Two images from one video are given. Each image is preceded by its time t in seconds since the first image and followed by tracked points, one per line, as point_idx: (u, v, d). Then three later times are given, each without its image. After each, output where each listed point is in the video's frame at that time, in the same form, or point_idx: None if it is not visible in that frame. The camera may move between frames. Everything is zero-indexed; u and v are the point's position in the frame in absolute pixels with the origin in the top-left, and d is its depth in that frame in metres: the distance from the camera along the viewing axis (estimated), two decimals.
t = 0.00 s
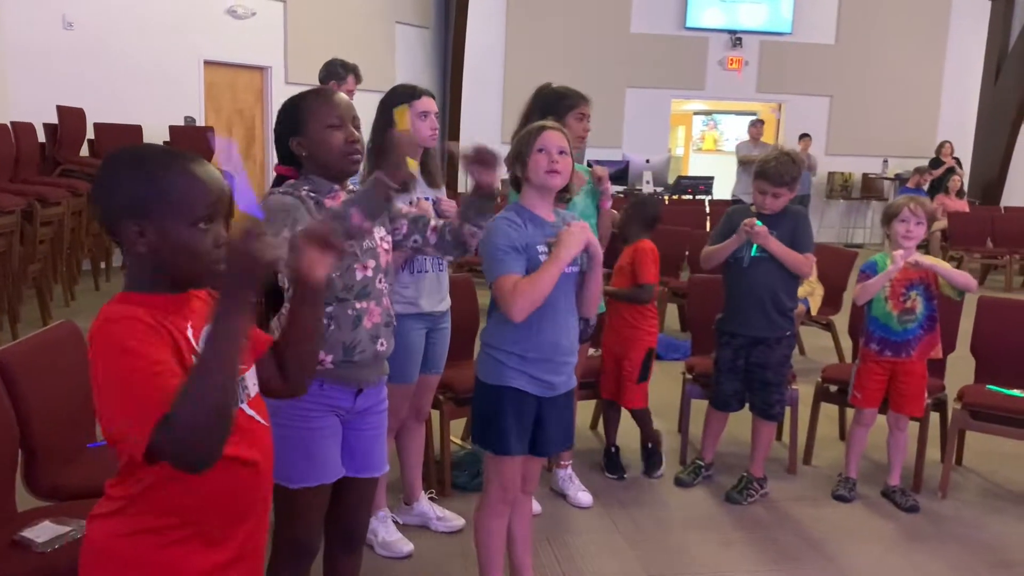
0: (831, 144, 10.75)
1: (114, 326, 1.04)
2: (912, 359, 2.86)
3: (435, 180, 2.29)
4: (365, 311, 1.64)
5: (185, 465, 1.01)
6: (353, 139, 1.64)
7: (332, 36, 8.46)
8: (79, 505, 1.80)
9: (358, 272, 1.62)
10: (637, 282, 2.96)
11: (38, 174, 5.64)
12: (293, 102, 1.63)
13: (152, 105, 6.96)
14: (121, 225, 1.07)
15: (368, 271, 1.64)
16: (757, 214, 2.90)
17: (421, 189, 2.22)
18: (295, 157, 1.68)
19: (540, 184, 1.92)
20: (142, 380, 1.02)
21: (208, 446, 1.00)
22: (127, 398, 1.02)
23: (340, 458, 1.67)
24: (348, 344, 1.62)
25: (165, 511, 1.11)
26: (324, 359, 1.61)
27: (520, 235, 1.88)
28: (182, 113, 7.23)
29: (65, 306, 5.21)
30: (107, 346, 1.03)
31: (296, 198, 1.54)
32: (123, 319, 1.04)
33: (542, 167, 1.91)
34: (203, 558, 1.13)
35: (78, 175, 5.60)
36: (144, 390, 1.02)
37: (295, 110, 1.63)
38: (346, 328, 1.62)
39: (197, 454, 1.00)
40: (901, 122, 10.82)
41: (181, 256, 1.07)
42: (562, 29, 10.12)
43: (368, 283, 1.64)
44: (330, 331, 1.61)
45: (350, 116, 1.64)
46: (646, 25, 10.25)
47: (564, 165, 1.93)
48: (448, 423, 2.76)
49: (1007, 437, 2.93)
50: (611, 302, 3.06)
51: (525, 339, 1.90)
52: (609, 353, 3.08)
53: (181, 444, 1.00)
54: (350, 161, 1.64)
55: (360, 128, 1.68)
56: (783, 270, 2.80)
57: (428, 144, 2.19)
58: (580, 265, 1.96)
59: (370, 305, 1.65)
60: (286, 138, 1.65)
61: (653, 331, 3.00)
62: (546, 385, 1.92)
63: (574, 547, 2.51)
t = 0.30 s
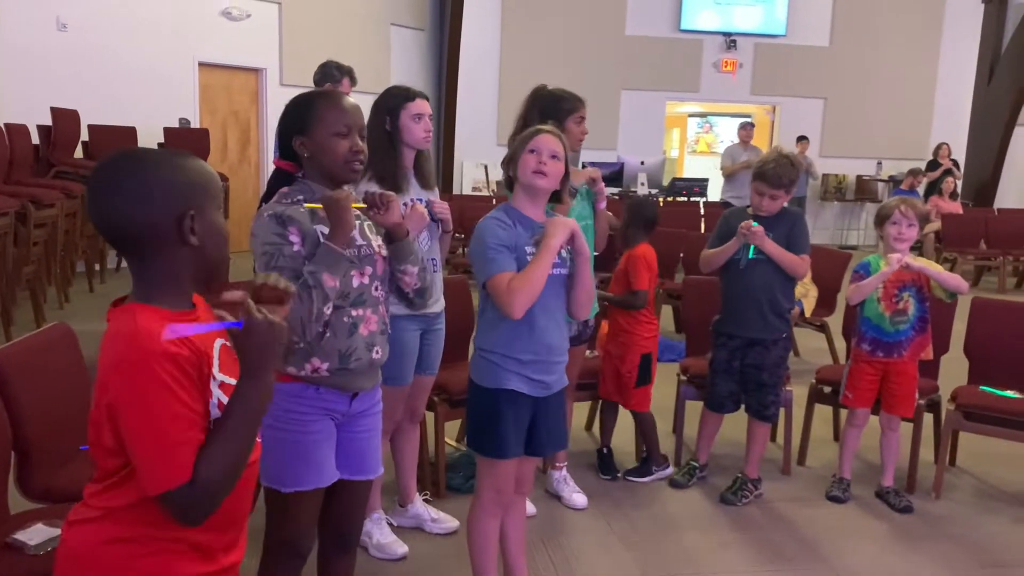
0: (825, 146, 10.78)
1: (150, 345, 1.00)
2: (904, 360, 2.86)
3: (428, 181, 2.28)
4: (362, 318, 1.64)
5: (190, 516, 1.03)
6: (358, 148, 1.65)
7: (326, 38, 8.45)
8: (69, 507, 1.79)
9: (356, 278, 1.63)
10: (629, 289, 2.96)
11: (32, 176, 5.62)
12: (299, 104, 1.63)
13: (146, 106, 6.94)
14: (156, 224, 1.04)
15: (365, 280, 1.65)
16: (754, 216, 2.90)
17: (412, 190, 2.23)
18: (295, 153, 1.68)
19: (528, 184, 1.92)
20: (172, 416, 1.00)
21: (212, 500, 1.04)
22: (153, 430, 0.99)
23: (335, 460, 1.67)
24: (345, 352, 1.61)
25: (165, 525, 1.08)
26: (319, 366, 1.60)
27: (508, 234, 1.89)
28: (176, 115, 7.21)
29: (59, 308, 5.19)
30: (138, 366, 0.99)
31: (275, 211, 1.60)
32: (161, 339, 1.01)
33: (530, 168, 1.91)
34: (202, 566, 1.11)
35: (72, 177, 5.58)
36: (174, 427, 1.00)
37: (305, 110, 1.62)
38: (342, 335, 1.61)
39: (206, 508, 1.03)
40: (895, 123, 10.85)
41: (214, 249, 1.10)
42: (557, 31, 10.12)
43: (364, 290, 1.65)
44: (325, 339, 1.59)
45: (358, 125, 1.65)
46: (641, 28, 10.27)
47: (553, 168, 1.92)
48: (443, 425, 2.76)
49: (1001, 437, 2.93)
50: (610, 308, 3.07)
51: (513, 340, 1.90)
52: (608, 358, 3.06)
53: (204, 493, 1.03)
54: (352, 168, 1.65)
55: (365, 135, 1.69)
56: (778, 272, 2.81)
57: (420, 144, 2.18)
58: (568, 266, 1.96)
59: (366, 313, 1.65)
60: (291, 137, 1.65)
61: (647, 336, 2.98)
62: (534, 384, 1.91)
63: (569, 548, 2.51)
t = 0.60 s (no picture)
0: (818, 150, 10.81)
1: (144, 355, 1.00)
2: (896, 364, 2.87)
3: (421, 187, 2.27)
4: (359, 322, 1.63)
5: (184, 527, 1.02)
6: (356, 155, 1.66)
7: (319, 43, 8.45)
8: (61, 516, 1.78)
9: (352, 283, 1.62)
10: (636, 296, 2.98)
11: (24, 182, 5.60)
12: (297, 110, 1.63)
13: (138, 112, 6.92)
14: (146, 234, 1.05)
15: (362, 283, 1.64)
16: (750, 221, 2.91)
17: (405, 195, 2.22)
18: (292, 158, 1.68)
19: (515, 191, 1.92)
20: (168, 424, 0.99)
21: (209, 510, 1.03)
22: (149, 438, 0.99)
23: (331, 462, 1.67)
24: (342, 355, 1.61)
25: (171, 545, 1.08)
26: (318, 370, 1.59)
27: (489, 243, 1.89)
28: (168, 120, 7.19)
29: (51, 314, 5.17)
30: (132, 375, 0.99)
31: (276, 216, 1.57)
32: (155, 350, 1.01)
33: (517, 175, 1.92)
34: None
35: (65, 183, 5.56)
36: (170, 435, 1.00)
37: (303, 115, 1.62)
38: (341, 339, 1.60)
39: (201, 520, 1.03)
40: (887, 128, 10.90)
41: (207, 259, 1.10)
42: (550, 36, 10.13)
43: (361, 295, 1.63)
44: (324, 343, 1.58)
45: (355, 132, 1.66)
46: (634, 33, 10.30)
47: (540, 176, 1.92)
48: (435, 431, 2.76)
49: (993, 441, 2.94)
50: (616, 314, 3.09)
51: (500, 348, 1.91)
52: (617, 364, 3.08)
53: (203, 502, 1.02)
54: (348, 175, 1.66)
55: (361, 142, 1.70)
56: (773, 276, 2.81)
57: (413, 149, 2.17)
58: (556, 272, 1.96)
59: (364, 317, 1.64)
60: (288, 143, 1.65)
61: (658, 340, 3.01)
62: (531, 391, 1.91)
63: (563, 554, 2.50)
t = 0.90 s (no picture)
0: (805, 154, 10.86)
1: (104, 363, 1.00)
2: (883, 367, 2.88)
3: (408, 192, 2.26)
4: (351, 330, 1.64)
5: (137, 537, 1.01)
6: (353, 162, 1.65)
7: (306, 51, 8.44)
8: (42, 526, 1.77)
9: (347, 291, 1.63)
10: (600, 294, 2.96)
11: (8, 190, 5.55)
12: (289, 119, 1.63)
13: (123, 120, 6.88)
14: (119, 240, 1.04)
15: (354, 291, 1.65)
16: (740, 225, 2.91)
17: (391, 201, 2.21)
18: (289, 167, 1.66)
19: (502, 200, 1.92)
20: (130, 434, 0.99)
21: (166, 518, 1.02)
22: (104, 448, 0.98)
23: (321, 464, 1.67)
24: (335, 362, 1.62)
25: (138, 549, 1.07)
26: (310, 375, 1.60)
27: (469, 256, 1.89)
28: (154, 127, 7.16)
29: (36, 323, 5.14)
30: (89, 383, 0.99)
31: (275, 227, 1.56)
32: (116, 357, 1.01)
33: (504, 183, 1.92)
34: None
35: (50, 191, 5.53)
36: (122, 445, 0.99)
37: (298, 124, 1.62)
38: (333, 346, 1.61)
39: (157, 530, 1.02)
40: (872, 132, 10.96)
41: (186, 268, 1.08)
42: (538, 43, 10.14)
43: (354, 303, 1.64)
44: (318, 349, 1.59)
45: (350, 139, 1.65)
46: (622, 38, 10.32)
47: (527, 184, 1.92)
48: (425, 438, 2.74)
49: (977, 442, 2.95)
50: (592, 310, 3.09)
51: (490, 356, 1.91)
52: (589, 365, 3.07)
53: (156, 511, 1.01)
54: (344, 182, 1.65)
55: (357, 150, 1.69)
56: (763, 280, 2.82)
57: (400, 154, 2.16)
58: (545, 282, 1.97)
59: (354, 325, 1.65)
60: (284, 152, 1.65)
61: (626, 339, 2.99)
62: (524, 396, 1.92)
63: (551, 559, 2.50)
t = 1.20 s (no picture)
0: (786, 158, 10.93)
1: (79, 364, 1.00)
2: (861, 367, 2.90)
3: (390, 197, 2.26)
4: (331, 333, 1.65)
5: (106, 539, 1.00)
6: (328, 168, 1.66)
7: (288, 60, 8.43)
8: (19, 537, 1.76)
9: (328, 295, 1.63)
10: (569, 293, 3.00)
11: None
12: (264, 125, 1.62)
13: (100, 128, 6.82)
14: (78, 249, 1.05)
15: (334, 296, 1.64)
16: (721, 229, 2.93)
17: (374, 207, 2.21)
18: (262, 173, 1.66)
19: (490, 202, 1.92)
20: (98, 438, 0.99)
21: (135, 522, 1.02)
22: (74, 451, 0.98)
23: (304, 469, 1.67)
24: (317, 365, 1.62)
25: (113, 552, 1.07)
26: (295, 381, 1.60)
27: (460, 263, 1.89)
28: (132, 134, 7.10)
29: (15, 332, 5.08)
30: (61, 384, 0.99)
31: (253, 233, 1.55)
32: (91, 360, 1.01)
33: (492, 186, 1.92)
34: None
35: (28, 198, 5.47)
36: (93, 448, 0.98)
37: (272, 130, 1.62)
38: (315, 350, 1.62)
39: (124, 533, 1.01)
40: (851, 135, 11.06)
41: (143, 279, 1.07)
42: (520, 49, 10.16)
43: (333, 307, 1.64)
44: (302, 354, 1.59)
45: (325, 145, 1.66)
46: (602, 43, 10.37)
47: (515, 186, 1.93)
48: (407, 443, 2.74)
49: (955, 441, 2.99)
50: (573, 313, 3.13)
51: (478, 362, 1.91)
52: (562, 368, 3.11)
53: (125, 515, 1.01)
54: (321, 187, 1.65)
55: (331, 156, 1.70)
56: (743, 283, 2.84)
57: (382, 160, 2.16)
58: (530, 287, 1.99)
59: (335, 328, 1.66)
60: (258, 158, 1.64)
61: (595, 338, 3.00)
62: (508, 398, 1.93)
63: (535, 563, 2.50)
